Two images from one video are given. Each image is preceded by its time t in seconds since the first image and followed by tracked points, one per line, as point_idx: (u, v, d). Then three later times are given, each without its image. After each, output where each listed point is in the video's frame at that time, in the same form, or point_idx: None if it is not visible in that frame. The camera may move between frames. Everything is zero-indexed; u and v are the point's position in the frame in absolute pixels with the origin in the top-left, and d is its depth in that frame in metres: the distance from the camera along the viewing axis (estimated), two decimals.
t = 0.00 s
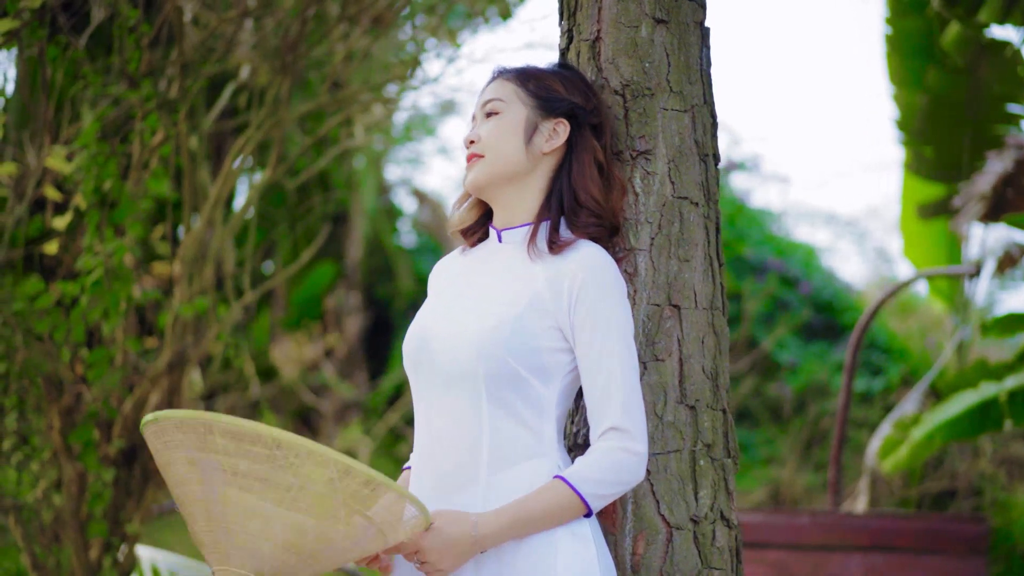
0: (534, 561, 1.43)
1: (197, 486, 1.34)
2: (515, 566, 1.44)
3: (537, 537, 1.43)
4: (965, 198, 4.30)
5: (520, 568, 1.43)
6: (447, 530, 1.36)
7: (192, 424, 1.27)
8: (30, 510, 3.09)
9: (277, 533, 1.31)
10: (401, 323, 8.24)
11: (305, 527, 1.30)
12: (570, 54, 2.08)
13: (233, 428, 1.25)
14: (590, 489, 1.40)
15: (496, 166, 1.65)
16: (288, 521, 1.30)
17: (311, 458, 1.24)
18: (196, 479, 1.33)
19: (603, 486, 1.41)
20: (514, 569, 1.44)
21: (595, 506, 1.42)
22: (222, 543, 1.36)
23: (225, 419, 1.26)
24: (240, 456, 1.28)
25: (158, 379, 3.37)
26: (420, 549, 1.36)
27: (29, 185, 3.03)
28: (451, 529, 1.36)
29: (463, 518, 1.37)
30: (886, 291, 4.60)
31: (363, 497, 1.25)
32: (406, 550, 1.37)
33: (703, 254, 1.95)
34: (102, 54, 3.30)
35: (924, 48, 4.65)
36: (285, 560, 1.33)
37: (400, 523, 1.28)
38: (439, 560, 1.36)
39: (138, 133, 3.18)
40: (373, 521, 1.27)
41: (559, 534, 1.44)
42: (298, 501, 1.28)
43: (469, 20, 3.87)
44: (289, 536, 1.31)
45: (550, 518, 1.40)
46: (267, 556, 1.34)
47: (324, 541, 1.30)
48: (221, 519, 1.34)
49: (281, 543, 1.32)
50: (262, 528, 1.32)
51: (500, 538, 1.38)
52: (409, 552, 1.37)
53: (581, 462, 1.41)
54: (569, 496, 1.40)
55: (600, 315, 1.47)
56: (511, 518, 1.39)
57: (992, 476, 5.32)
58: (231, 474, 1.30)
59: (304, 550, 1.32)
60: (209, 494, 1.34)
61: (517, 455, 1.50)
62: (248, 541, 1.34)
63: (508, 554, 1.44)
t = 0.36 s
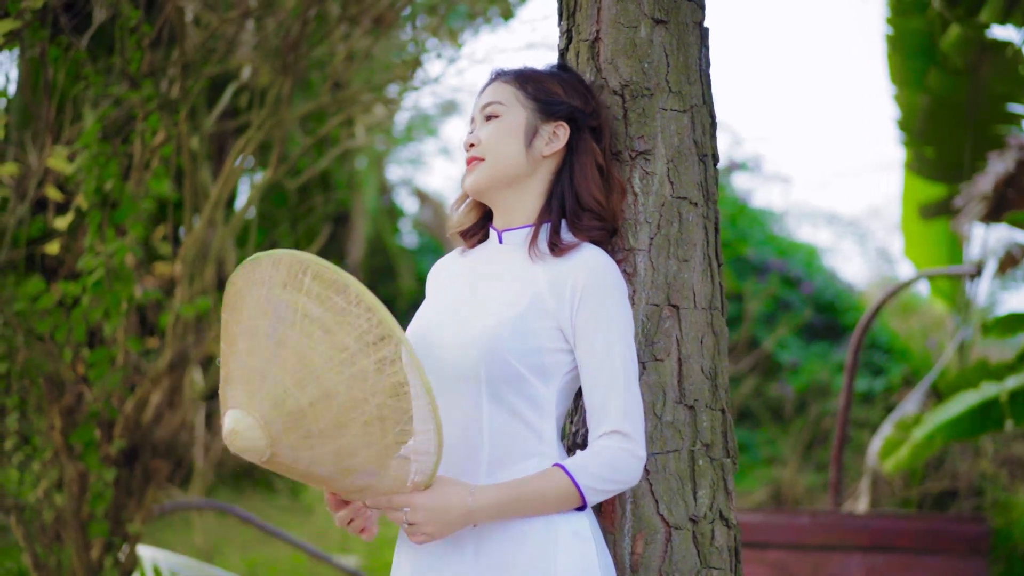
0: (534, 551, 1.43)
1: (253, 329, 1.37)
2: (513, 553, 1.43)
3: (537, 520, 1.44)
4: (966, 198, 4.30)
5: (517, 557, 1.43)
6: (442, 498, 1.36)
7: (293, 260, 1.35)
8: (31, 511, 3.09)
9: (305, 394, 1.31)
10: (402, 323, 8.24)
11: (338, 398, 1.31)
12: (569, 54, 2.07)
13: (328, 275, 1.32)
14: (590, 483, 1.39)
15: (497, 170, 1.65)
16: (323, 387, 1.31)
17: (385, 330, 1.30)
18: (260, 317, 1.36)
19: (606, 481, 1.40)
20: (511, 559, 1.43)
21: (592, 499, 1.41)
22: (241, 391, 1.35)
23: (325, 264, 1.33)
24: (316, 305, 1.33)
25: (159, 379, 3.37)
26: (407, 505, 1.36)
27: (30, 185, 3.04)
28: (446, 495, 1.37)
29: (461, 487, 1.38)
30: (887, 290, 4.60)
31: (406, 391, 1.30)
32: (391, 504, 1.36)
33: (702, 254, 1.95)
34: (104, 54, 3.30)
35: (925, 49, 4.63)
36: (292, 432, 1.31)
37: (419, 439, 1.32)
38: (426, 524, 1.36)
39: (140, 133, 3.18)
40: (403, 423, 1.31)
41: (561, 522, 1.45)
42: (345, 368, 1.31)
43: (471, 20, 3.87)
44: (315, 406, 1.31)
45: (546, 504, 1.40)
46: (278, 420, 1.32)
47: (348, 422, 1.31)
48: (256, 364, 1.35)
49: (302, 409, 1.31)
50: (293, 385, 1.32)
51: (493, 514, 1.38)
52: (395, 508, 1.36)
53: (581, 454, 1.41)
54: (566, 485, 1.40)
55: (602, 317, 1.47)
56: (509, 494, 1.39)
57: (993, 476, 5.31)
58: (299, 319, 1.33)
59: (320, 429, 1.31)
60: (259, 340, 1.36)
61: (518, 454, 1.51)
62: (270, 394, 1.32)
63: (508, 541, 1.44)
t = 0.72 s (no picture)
0: (537, 542, 1.48)
1: (323, 261, 1.51)
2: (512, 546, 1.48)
3: (541, 513, 1.48)
4: (968, 198, 4.30)
5: (518, 549, 1.48)
6: (445, 478, 1.42)
7: (379, 211, 1.50)
8: (34, 510, 3.11)
9: (353, 329, 1.44)
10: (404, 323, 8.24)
11: (382, 338, 1.43)
12: (570, 55, 2.08)
13: (406, 230, 1.47)
14: (593, 481, 1.42)
15: (498, 174, 1.66)
16: (371, 325, 1.44)
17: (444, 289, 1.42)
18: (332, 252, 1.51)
19: (607, 480, 1.43)
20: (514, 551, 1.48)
21: (593, 496, 1.44)
22: (294, 312, 1.49)
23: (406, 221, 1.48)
24: (386, 253, 1.47)
25: (161, 379, 3.38)
26: (409, 481, 1.42)
27: (33, 185, 3.04)
28: (450, 476, 1.42)
29: (464, 471, 1.43)
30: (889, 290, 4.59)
31: (445, 347, 1.40)
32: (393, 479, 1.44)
33: (703, 254, 1.95)
34: (107, 55, 3.30)
35: (926, 49, 4.64)
36: (330, 359, 1.44)
37: (444, 400, 1.40)
38: (425, 502, 1.41)
39: (142, 133, 3.19)
40: (435, 377, 1.41)
41: (563, 518, 1.49)
42: (398, 312, 1.43)
43: (473, 20, 3.87)
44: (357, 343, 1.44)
45: (547, 496, 1.43)
46: (319, 345, 1.44)
47: (384, 364, 1.43)
48: (316, 290, 1.49)
49: (344, 340, 1.44)
50: (344, 316, 1.45)
51: (493, 499, 1.43)
52: (398, 484, 1.43)
53: (583, 451, 1.44)
54: (567, 479, 1.43)
55: (606, 318, 1.48)
56: (515, 483, 1.43)
57: (995, 476, 5.30)
58: (368, 261, 1.48)
59: (355, 365, 1.44)
60: (324, 271, 1.50)
61: (521, 453, 1.52)
62: (321, 317, 1.46)
63: (512, 533, 1.48)
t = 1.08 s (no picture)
0: (542, 543, 1.48)
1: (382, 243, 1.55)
2: (517, 546, 1.48)
3: (547, 513, 1.49)
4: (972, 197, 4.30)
5: (522, 548, 1.48)
6: (453, 477, 1.44)
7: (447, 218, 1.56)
8: (37, 511, 3.11)
9: (397, 311, 1.47)
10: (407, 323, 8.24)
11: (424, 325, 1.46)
12: (571, 56, 2.08)
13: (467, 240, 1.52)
14: (599, 482, 1.44)
15: (500, 177, 1.67)
16: (414, 311, 1.46)
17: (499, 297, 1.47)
18: (393, 241, 1.55)
19: (612, 481, 1.45)
20: (520, 551, 1.48)
21: (598, 498, 1.46)
22: (341, 285, 1.52)
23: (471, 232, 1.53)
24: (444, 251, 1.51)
25: (164, 379, 3.38)
26: (416, 478, 1.44)
27: (37, 186, 3.05)
28: (458, 475, 1.44)
29: (473, 471, 1.45)
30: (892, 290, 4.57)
31: (483, 348, 1.44)
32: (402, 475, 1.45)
33: (704, 255, 1.96)
34: (110, 56, 3.31)
35: (929, 49, 4.63)
36: (367, 335, 1.46)
37: (471, 398, 1.43)
38: (432, 501, 1.43)
39: (145, 134, 3.20)
40: (470, 373, 1.44)
41: (568, 519, 1.50)
42: (446, 305, 1.46)
43: (476, 21, 3.87)
44: (398, 326, 1.46)
45: (556, 497, 1.45)
46: (360, 320, 1.47)
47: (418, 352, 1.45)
48: (367, 266, 1.52)
49: (385, 321, 1.46)
50: (390, 298, 1.48)
51: (502, 501, 1.44)
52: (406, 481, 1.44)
53: (590, 453, 1.45)
54: (574, 481, 1.45)
55: (611, 321, 1.51)
56: (522, 483, 1.45)
57: (998, 477, 5.29)
58: (424, 254, 1.52)
59: (389, 348, 1.45)
60: (379, 252, 1.54)
61: (525, 454, 1.52)
62: (368, 293, 1.49)
63: (518, 534, 1.48)
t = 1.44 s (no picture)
0: (548, 546, 1.50)
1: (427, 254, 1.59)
2: (525, 548, 1.50)
3: (554, 517, 1.51)
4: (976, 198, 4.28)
5: (530, 550, 1.50)
6: (466, 485, 1.45)
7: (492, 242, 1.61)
8: (42, 511, 3.12)
9: (437, 315, 1.50)
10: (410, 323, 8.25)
11: (462, 333, 1.49)
12: (575, 58, 2.08)
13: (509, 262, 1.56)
14: (609, 488, 1.46)
15: (505, 183, 1.68)
16: (454, 316, 1.50)
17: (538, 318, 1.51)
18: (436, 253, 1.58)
19: (621, 486, 1.47)
20: (528, 553, 1.50)
21: (609, 503, 1.48)
22: (382, 284, 1.54)
23: (511, 253, 1.58)
24: (486, 267, 1.55)
25: (168, 380, 3.39)
26: (430, 484, 1.45)
27: (41, 187, 3.06)
28: (471, 482, 1.46)
29: (487, 479, 1.47)
30: (895, 291, 4.57)
31: (514, 361, 1.48)
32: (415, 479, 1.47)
33: (706, 257, 1.96)
34: (114, 57, 3.32)
35: (932, 51, 4.65)
36: (403, 333, 1.48)
37: (493, 407, 1.45)
38: (445, 508, 1.45)
39: (149, 135, 3.21)
40: (498, 383, 1.47)
41: (574, 523, 1.52)
42: (485, 315, 1.50)
43: (479, 22, 3.88)
44: (437, 329, 1.49)
45: (565, 501, 1.47)
46: (397, 317, 1.49)
47: (453, 357, 1.48)
48: (410, 271, 1.55)
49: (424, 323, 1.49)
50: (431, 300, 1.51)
51: (516, 508, 1.46)
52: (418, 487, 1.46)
53: (599, 458, 1.48)
54: (584, 486, 1.47)
55: (618, 326, 1.54)
56: (534, 488, 1.47)
57: (1001, 478, 5.28)
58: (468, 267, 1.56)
59: (424, 349, 1.48)
60: (424, 261, 1.57)
61: (532, 454, 1.54)
62: (408, 293, 1.51)
63: (526, 536, 1.51)
